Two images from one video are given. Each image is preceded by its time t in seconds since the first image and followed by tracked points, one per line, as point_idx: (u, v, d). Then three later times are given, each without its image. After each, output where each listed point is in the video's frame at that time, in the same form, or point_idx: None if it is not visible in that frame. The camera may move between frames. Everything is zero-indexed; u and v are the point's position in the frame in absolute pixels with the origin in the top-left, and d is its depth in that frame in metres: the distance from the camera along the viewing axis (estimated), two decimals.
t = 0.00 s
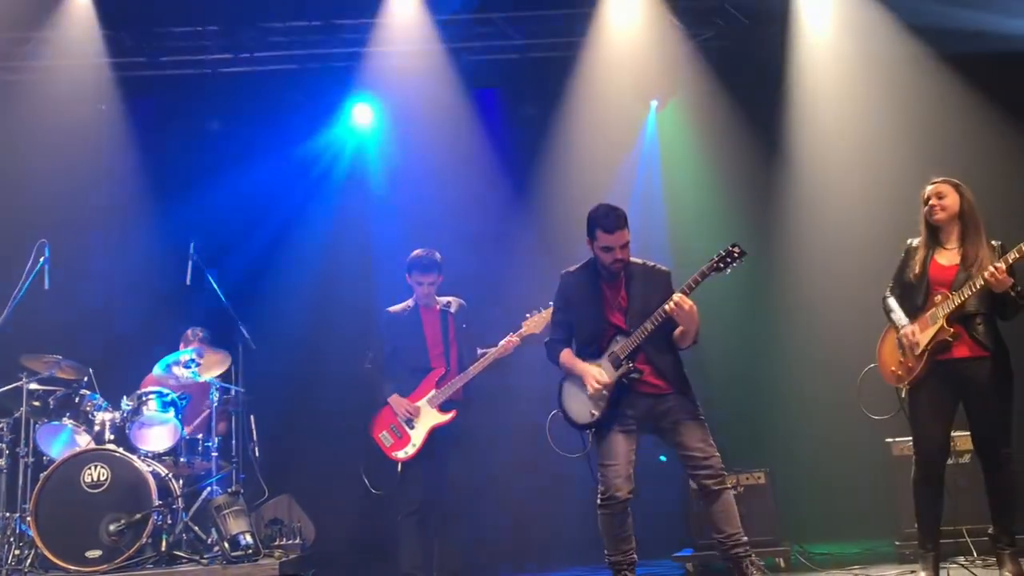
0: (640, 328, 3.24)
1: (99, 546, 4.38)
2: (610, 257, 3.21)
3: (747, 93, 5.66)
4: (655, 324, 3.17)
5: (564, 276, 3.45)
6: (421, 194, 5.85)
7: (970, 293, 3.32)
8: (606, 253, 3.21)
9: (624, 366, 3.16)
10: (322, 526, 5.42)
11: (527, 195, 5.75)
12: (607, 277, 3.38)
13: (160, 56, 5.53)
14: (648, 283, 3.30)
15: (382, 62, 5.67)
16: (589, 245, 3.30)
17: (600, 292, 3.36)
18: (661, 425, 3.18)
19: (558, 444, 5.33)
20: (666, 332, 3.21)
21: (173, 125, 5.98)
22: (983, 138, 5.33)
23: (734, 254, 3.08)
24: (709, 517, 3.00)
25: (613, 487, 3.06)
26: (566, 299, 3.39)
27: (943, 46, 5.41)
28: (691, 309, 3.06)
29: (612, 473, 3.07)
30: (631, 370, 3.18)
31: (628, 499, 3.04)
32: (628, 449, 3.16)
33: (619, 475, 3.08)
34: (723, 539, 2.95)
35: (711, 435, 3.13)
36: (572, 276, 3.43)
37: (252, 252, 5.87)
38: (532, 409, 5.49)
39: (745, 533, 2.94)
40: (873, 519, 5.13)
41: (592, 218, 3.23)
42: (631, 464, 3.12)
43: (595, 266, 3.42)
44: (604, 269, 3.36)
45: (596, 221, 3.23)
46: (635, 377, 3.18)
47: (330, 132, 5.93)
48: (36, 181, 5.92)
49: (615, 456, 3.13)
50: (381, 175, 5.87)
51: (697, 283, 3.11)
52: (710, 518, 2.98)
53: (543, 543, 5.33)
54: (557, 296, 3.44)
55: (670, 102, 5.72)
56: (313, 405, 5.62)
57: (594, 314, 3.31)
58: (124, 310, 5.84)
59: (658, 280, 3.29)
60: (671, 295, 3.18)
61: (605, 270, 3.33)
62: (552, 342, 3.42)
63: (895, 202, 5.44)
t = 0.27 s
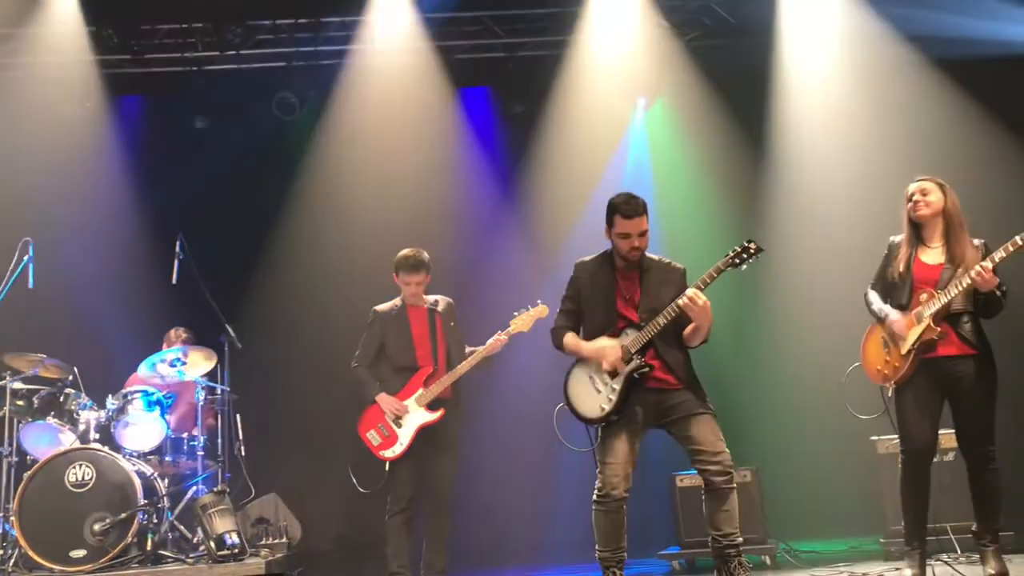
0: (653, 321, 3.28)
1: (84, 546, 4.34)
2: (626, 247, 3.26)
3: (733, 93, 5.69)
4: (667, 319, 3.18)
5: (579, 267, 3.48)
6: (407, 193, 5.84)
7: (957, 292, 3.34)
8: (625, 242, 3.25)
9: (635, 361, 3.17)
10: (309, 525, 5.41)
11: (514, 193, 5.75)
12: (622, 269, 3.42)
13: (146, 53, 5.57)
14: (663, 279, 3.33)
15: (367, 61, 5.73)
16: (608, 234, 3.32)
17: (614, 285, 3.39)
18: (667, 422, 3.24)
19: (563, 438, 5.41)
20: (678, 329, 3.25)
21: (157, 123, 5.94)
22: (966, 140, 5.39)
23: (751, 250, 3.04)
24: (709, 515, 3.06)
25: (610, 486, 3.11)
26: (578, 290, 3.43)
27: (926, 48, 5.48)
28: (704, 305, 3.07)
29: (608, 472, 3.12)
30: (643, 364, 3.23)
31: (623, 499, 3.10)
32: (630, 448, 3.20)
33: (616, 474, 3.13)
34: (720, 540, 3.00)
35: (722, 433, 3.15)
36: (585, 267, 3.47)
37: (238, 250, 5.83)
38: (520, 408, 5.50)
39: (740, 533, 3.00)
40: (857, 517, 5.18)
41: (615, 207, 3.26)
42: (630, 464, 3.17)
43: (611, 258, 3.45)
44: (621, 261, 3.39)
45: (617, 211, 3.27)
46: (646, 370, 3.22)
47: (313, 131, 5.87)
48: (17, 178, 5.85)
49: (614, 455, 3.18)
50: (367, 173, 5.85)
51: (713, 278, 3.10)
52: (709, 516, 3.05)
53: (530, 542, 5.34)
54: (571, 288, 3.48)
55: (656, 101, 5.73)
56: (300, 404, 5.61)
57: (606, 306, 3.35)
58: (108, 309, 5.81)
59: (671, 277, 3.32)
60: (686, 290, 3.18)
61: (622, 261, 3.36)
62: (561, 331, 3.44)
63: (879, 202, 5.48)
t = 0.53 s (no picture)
0: (645, 319, 3.32)
1: (68, 545, 4.33)
2: (629, 245, 3.27)
3: (718, 93, 5.71)
4: (661, 318, 3.26)
5: (571, 261, 3.49)
6: (392, 191, 5.81)
7: (939, 288, 3.37)
8: (627, 239, 3.26)
9: (629, 359, 3.25)
10: (295, 523, 5.40)
11: (501, 192, 5.75)
12: (613, 265, 3.44)
13: (130, 49, 5.48)
14: (653, 278, 3.42)
15: (352, 57, 5.73)
16: (608, 228, 3.33)
17: (606, 280, 3.41)
18: (651, 421, 3.30)
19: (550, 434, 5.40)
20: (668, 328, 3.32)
21: (142, 120, 5.91)
22: (948, 140, 5.45)
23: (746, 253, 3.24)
24: (693, 512, 3.14)
25: (597, 485, 3.15)
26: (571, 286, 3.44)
27: (908, 49, 5.54)
28: (700, 307, 3.15)
29: (594, 472, 3.15)
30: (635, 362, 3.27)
31: (609, 498, 3.14)
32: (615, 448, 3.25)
33: (602, 473, 3.16)
34: (704, 536, 3.11)
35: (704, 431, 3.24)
36: (575, 261, 3.48)
37: (222, 248, 5.80)
38: (506, 406, 5.50)
39: (723, 529, 3.11)
40: (840, 513, 5.23)
41: (619, 201, 3.26)
42: (616, 463, 3.21)
43: (602, 253, 3.47)
44: (614, 256, 3.41)
45: (624, 207, 3.26)
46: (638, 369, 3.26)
47: (299, 128, 5.85)
48: None
49: (600, 455, 3.20)
50: (352, 171, 5.84)
51: (709, 279, 3.21)
52: (693, 512, 3.13)
53: (517, 540, 5.35)
54: (562, 281, 3.48)
55: (642, 99, 5.74)
56: (285, 402, 5.59)
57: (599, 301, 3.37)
58: (92, 307, 5.77)
59: (660, 277, 3.42)
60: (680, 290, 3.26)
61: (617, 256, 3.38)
62: (545, 323, 3.42)
63: (863, 200, 5.53)
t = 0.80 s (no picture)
0: (622, 321, 3.33)
1: (53, 544, 4.32)
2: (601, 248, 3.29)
3: (706, 90, 5.72)
4: (639, 319, 3.27)
5: (547, 264, 3.51)
6: (380, 188, 5.80)
7: (922, 283, 3.39)
8: (600, 241, 3.29)
9: (608, 360, 3.25)
10: (282, 521, 5.40)
11: (488, 189, 5.74)
12: (588, 268, 3.45)
13: (115, 45, 5.45)
14: (630, 279, 3.42)
15: (339, 53, 5.72)
16: (582, 231, 3.35)
17: (583, 283, 3.43)
18: (630, 421, 3.30)
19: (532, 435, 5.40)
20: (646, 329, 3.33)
21: (128, 116, 5.86)
22: (933, 138, 5.48)
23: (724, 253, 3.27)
24: (680, 509, 3.16)
25: (578, 485, 3.16)
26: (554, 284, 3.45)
27: (894, 46, 5.56)
28: (679, 307, 3.18)
29: (576, 472, 3.17)
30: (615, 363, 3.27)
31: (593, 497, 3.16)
32: (594, 448, 3.25)
33: (584, 474, 3.18)
34: (692, 532, 3.12)
35: (686, 425, 3.25)
36: (552, 266, 3.51)
37: (209, 245, 5.77)
38: (493, 402, 5.50)
39: (710, 524, 3.13)
40: (825, 508, 5.27)
41: (591, 204, 3.29)
42: (596, 462, 3.22)
43: (579, 256, 3.49)
44: (590, 259, 3.42)
45: (595, 209, 3.28)
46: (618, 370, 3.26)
47: (286, 124, 5.82)
48: None
49: (580, 457, 3.21)
50: (340, 168, 5.82)
51: (687, 280, 3.24)
52: (681, 510, 3.15)
53: (505, 537, 5.35)
54: (540, 284, 3.50)
55: (630, 97, 5.75)
56: (272, 399, 5.58)
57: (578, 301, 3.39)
58: (78, 304, 5.74)
59: (637, 278, 3.43)
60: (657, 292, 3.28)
61: (592, 259, 3.40)
62: (524, 329, 3.46)
63: (848, 197, 5.56)
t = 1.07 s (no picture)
0: (613, 316, 3.34)
1: (39, 541, 4.32)
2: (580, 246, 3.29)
3: (695, 88, 5.73)
4: (630, 314, 3.27)
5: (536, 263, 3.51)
6: (368, 184, 5.79)
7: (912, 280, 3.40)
8: (574, 241, 3.28)
9: (598, 355, 3.26)
10: (270, 517, 5.39)
11: (478, 185, 5.75)
12: (580, 263, 3.46)
13: (102, 39, 5.40)
14: (623, 274, 3.42)
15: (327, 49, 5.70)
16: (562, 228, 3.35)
17: (575, 280, 3.43)
18: (622, 416, 3.33)
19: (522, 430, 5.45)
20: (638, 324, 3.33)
21: (114, 111, 5.82)
22: (922, 136, 5.50)
23: (713, 248, 3.26)
24: (669, 506, 3.20)
25: (568, 479, 3.20)
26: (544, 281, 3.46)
27: (882, 44, 5.57)
28: (667, 301, 3.16)
29: (567, 466, 3.21)
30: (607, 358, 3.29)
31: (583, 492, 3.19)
32: (584, 442, 3.28)
33: (574, 468, 3.22)
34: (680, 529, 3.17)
35: (675, 422, 3.27)
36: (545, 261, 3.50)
37: (196, 241, 5.74)
38: (482, 399, 5.50)
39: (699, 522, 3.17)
40: (812, 504, 5.30)
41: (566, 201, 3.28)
42: (586, 456, 3.26)
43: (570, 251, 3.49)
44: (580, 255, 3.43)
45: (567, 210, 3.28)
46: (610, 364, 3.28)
47: (274, 118, 5.80)
48: None
49: (570, 450, 3.25)
50: (328, 163, 5.80)
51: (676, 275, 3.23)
52: (670, 507, 3.20)
53: (494, 533, 5.35)
54: (533, 282, 3.49)
55: (619, 93, 5.75)
56: (260, 396, 5.57)
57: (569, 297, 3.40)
58: (64, 301, 5.70)
59: (630, 272, 3.42)
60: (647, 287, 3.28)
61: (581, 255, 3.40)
62: (523, 330, 3.44)
63: (836, 194, 5.58)
